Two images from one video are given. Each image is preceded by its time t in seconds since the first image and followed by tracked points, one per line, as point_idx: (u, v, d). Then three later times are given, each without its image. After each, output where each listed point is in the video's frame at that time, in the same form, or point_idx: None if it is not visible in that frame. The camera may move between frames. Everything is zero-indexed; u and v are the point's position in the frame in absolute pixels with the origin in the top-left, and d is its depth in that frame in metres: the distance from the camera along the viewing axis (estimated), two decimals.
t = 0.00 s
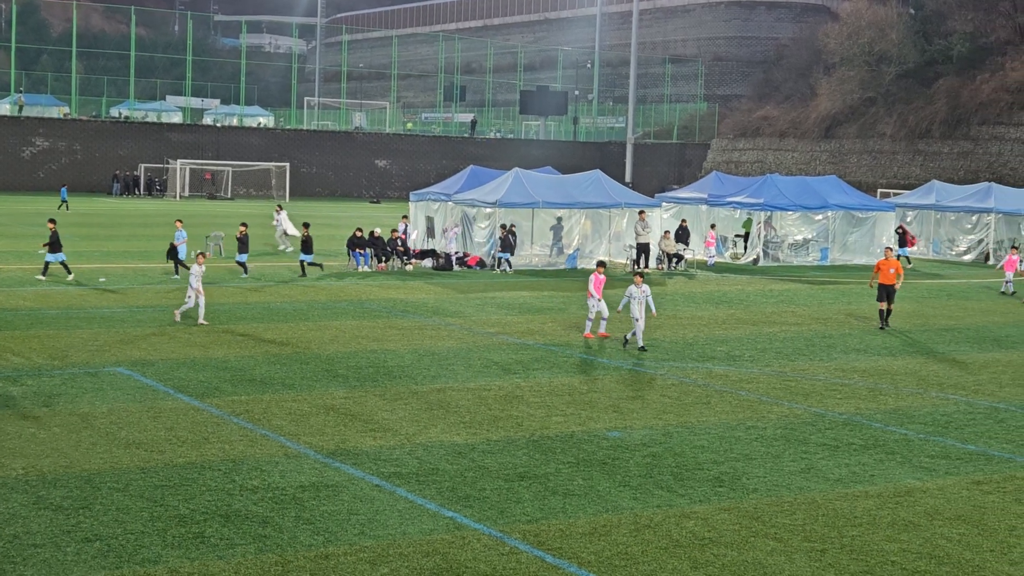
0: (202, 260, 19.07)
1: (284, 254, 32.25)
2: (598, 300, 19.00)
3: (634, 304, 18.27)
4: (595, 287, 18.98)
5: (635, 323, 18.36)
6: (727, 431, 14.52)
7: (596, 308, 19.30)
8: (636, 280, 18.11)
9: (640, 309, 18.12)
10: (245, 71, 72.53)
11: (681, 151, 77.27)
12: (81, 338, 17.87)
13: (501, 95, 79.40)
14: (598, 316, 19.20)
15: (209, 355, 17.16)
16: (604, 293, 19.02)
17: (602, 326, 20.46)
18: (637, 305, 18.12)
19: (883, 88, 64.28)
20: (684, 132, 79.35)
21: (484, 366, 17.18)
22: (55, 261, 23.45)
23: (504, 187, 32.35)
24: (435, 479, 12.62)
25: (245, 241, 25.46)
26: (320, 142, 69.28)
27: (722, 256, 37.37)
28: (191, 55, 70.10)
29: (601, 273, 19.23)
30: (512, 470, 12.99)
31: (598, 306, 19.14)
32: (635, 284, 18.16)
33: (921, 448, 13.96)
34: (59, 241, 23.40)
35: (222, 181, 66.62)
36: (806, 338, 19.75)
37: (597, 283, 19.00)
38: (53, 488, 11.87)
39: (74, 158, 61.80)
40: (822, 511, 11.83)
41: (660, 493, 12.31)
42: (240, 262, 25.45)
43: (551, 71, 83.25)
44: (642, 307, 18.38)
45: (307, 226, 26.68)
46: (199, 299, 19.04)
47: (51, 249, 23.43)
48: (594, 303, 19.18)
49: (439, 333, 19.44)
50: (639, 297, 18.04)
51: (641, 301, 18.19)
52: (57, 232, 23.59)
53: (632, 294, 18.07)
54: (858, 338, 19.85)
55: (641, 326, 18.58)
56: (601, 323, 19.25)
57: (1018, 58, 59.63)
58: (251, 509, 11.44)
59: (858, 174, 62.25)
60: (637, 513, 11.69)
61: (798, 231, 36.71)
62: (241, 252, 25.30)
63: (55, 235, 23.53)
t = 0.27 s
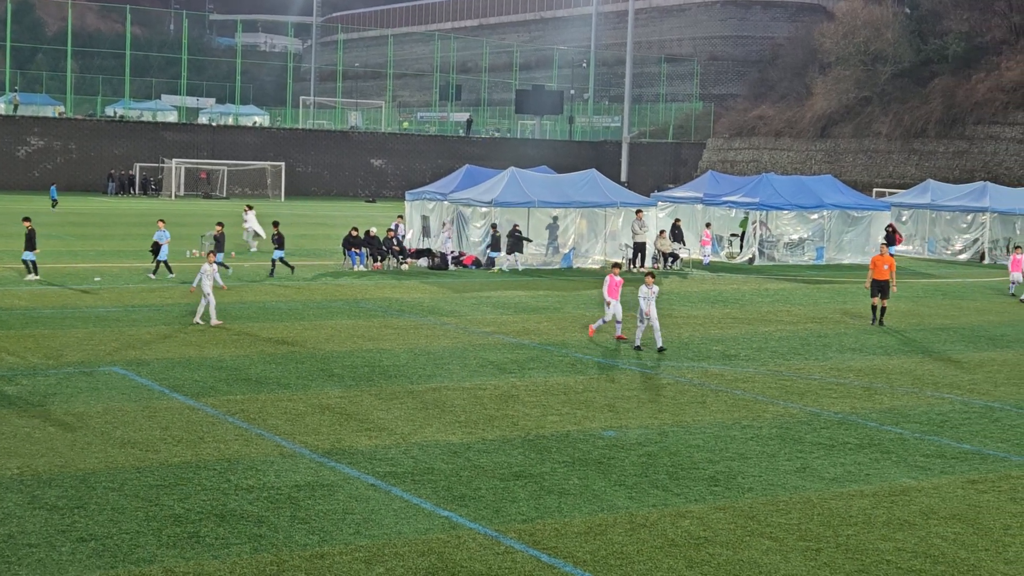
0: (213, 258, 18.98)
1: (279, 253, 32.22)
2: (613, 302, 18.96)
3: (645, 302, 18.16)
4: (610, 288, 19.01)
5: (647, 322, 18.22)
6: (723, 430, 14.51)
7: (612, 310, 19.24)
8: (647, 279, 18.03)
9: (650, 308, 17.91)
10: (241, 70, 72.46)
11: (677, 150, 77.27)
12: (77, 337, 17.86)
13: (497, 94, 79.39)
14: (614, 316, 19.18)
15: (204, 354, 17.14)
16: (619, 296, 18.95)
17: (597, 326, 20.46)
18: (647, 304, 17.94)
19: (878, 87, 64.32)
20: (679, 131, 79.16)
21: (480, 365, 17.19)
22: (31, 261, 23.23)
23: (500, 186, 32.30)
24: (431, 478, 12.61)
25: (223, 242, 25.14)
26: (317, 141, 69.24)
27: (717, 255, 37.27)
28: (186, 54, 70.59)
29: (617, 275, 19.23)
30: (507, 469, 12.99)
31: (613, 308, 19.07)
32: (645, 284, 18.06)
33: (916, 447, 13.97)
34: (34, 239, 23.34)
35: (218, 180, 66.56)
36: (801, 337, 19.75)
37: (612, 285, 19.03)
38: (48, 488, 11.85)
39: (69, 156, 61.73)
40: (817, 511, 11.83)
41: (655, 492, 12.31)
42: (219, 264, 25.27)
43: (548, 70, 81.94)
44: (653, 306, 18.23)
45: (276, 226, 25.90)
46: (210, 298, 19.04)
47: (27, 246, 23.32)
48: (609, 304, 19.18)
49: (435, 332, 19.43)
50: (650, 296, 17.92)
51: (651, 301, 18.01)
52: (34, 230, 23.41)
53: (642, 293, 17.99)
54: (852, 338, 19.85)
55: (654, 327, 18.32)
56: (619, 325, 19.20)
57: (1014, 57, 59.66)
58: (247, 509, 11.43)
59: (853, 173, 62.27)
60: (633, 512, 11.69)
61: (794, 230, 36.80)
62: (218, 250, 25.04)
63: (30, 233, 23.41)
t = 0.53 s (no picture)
0: (229, 259, 18.90)
1: (276, 253, 32.19)
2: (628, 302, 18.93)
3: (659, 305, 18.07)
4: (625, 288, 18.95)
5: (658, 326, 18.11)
6: (720, 430, 14.52)
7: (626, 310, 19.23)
8: (661, 281, 17.96)
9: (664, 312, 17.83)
10: (238, 70, 72.40)
11: (673, 150, 77.32)
12: (75, 337, 17.85)
13: (494, 94, 79.37)
14: (628, 318, 19.09)
15: (202, 354, 17.12)
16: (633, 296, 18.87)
17: (594, 326, 20.47)
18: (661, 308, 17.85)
19: (875, 87, 64.35)
20: (677, 131, 79.13)
21: (477, 365, 17.21)
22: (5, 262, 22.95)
23: (497, 187, 32.31)
24: (428, 478, 12.61)
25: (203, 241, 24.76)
26: (313, 141, 69.14)
27: (715, 256, 36.93)
28: (184, 54, 70.46)
29: (633, 276, 19.20)
30: (504, 469, 12.99)
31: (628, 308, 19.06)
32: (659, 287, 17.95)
33: (913, 447, 13.98)
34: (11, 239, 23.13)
35: (215, 180, 66.52)
36: (799, 338, 19.74)
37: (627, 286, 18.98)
38: (46, 488, 11.85)
39: (66, 156, 61.66)
40: (814, 510, 11.84)
41: (653, 492, 12.32)
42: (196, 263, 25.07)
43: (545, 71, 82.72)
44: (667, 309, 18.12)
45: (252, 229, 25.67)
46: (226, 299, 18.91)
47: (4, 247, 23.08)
48: (624, 305, 19.10)
49: (432, 332, 19.43)
50: (663, 299, 17.84)
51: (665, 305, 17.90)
52: (10, 231, 23.33)
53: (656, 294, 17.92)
54: (850, 337, 19.88)
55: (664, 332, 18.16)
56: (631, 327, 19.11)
57: (1011, 57, 59.75)
58: (243, 509, 11.42)
59: (850, 173, 62.28)
60: (630, 512, 11.70)
61: (791, 229, 36.80)
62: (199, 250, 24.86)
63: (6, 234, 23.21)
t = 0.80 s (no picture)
0: (240, 260, 18.83)
1: (274, 253, 32.20)
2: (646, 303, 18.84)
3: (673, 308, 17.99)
4: (642, 290, 18.93)
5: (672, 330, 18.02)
6: (718, 430, 14.51)
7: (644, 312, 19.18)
8: (676, 284, 17.89)
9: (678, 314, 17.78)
10: (236, 70, 72.36)
11: (671, 150, 77.36)
12: (73, 337, 17.84)
13: (492, 95, 79.37)
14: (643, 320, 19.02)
15: (201, 355, 17.12)
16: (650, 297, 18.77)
17: (593, 326, 20.47)
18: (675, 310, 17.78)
19: (873, 87, 64.38)
20: (675, 131, 79.27)
21: (475, 365, 17.20)
22: None
23: (494, 187, 32.30)
24: (426, 478, 12.61)
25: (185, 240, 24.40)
26: (311, 141, 69.11)
27: (713, 255, 37.13)
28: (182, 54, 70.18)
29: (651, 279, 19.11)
30: (502, 468, 12.99)
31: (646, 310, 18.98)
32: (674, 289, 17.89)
33: (912, 447, 13.98)
34: None
35: (212, 180, 66.48)
36: (797, 337, 19.73)
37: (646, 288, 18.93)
38: (44, 488, 11.84)
39: (64, 156, 61.60)
40: (812, 510, 11.83)
41: (651, 492, 12.32)
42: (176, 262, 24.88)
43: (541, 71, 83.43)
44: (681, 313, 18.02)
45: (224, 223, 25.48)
46: (241, 300, 18.84)
47: None
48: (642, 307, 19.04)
49: (430, 332, 19.43)
50: (678, 301, 17.78)
51: (679, 307, 17.83)
52: None
53: (670, 296, 17.84)
54: (848, 337, 19.88)
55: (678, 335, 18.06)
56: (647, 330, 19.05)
57: (1008, 57, 59.77)
58: (242, 509, 11.41)
59: (848, 173, 62.30)
60: (628, 512, 11.70)
61: (789, 229, 36.78)
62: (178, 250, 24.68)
63: None
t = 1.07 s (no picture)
0: (254, 260, 18.83)
1: (271, 252, 32.19)
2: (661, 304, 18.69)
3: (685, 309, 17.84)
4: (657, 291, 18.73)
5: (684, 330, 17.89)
6: (715, 430, 14.51)
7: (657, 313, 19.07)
8: (687, 284, 17.77)
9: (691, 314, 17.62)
10: (233, 70, 72.30)
11: (669, 149, 77.39)
12: (70, 337, 17.84)
13: (489, 94, 79.34)
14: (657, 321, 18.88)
15: (198, 355, 17.10)
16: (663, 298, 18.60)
17: (591, 325, 20.47)
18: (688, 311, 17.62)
19: (870, 86, 64.39)
20: (670, 130, 79.69)
21: (472, 364, 17.20)
22: None
23: (492, 186, 32.32)
24: (423, 478, 12.61)
25: (163, 241, 24.24)
26: (309, 141, 69.08)
27: (709, 255, 37.37)
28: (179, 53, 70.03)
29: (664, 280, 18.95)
30: (499, 468, 13.00)
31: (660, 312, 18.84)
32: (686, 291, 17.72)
33: (908, 447, 13.98)
34: None
35: (209, 179, 66.45)
36: (794, 337, 19.73)
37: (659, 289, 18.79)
38: (41, 488, 11.83)
39: (61, 156, 61.55)
40: (808, 510, 11.83)
41: (647, 492, 12.31)
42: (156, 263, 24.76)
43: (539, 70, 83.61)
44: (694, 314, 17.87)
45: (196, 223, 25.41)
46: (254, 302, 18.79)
47: None
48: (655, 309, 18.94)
49: (426, 332, 19.43)
50: (690, 302, 17.60)
51: (692, 306, 17.66)
52: None
53: (682, 298, 17.70)
54: (845, 336, 19.88)
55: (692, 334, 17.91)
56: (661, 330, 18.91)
57: (1005, 56, 59.80)
58: (238, 509, 11.41)
59: (845, 172, 62.31)
60: (625, 511, 11.71)
61: (786, 229, 36.84)
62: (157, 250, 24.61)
63: None
